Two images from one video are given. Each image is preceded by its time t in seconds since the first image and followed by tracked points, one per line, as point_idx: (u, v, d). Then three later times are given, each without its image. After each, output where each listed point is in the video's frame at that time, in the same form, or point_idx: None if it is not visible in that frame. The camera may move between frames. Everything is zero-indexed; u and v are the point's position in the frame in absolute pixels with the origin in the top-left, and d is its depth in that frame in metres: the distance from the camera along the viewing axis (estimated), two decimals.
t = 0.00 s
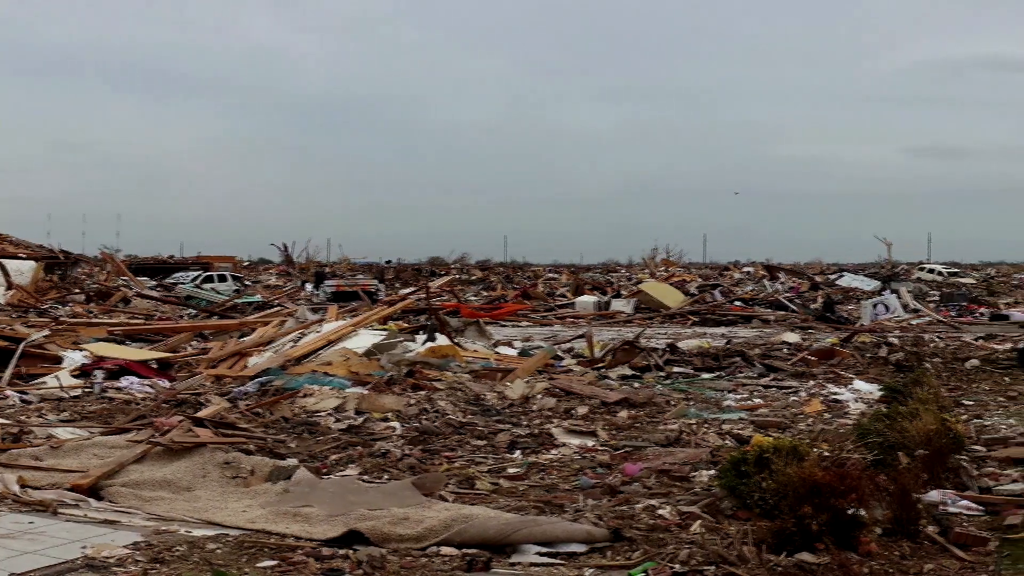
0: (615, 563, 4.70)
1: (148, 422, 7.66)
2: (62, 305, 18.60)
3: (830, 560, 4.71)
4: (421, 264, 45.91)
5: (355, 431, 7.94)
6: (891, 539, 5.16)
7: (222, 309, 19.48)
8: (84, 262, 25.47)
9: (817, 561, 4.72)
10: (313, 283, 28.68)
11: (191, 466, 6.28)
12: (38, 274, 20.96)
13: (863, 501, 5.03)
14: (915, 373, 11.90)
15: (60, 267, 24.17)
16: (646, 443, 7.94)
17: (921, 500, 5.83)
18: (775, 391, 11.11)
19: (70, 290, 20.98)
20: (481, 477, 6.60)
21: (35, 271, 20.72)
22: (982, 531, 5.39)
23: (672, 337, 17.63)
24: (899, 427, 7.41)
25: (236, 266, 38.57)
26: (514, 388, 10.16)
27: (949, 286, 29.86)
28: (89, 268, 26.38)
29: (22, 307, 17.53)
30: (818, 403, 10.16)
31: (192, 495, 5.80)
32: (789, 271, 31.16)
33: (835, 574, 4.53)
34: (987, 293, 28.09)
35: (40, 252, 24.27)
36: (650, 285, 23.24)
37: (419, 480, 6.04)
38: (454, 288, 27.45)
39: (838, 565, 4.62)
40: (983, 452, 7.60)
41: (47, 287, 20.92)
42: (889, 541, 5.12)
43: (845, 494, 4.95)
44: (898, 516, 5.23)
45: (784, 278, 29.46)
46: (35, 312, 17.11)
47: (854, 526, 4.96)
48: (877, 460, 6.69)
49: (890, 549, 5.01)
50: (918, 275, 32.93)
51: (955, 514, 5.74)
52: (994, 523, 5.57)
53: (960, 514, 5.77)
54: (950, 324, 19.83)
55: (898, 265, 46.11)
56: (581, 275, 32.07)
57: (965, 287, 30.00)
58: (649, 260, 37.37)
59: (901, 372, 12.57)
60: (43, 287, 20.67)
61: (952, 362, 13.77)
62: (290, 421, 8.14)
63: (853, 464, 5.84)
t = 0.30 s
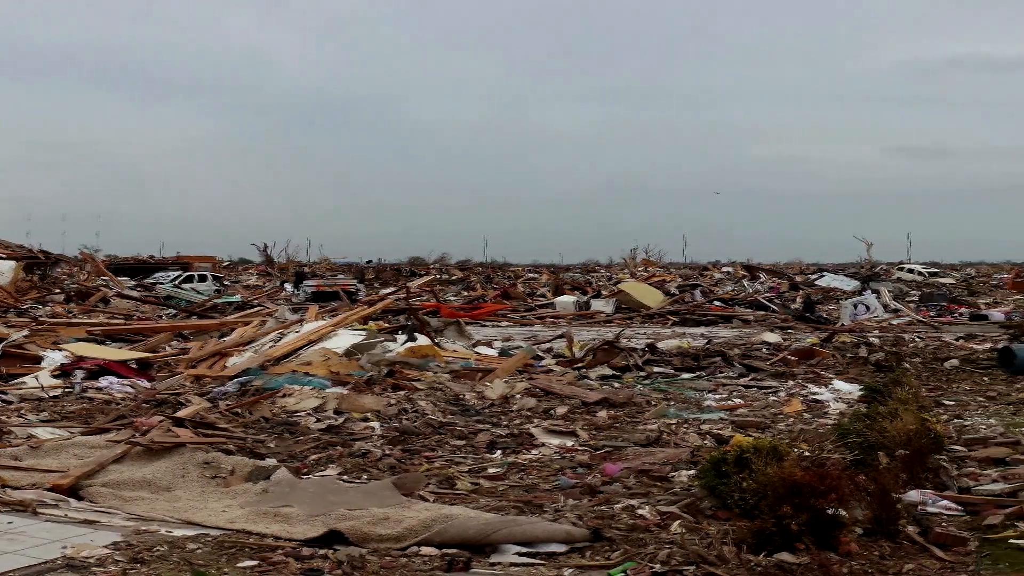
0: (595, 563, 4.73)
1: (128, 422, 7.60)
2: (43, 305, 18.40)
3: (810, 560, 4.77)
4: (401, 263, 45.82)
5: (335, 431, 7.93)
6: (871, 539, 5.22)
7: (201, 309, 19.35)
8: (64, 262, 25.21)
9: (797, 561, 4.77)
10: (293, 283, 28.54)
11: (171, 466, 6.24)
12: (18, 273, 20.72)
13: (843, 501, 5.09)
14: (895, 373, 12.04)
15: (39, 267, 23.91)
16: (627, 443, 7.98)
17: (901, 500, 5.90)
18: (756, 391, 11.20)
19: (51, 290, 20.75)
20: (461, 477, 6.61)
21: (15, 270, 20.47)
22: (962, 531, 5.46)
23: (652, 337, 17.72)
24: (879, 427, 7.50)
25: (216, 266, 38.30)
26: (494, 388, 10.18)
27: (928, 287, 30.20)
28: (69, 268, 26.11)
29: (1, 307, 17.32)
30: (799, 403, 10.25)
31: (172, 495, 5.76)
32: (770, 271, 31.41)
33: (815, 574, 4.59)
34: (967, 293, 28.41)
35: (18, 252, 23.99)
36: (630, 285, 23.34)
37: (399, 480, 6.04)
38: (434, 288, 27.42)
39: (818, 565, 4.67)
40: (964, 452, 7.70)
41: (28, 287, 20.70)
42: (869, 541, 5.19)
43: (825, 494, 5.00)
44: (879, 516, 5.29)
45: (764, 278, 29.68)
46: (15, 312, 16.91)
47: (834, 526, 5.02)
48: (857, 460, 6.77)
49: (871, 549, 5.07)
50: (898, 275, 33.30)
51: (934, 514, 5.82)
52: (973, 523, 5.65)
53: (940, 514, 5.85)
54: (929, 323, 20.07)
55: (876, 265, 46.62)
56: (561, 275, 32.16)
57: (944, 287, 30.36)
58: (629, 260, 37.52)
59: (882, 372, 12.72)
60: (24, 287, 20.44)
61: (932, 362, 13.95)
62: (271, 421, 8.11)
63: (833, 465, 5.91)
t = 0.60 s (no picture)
0: (570, 563, 4.76)
1: (104, 422, 7.53)
2: (17, 305, 18.15)
3: (786, 560, 4.83)
4: (378, 263, 45.68)
5: (311, 431, 7.90)
6: (847, 539, 5.29)
7: (177, 309, 19.18)
8: (39, 262, 24.89)
9: (772, 561, 4.83)
10: (269, 283, 28.34)
11: (147, 466, 6.20)
12: None
13: (818, 501, 5.16)
14: (871, 373, 12.21)
15: (13, 267, 23.58)
16: (603, 443, 8.03)
17: (877, 500, 5.97)
18: (732, 391, 11.31)
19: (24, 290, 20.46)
20: (437, 477, 6.62)
21: None
22: (937, 531, 5.52)
23: (628, 337, 17.82)
24: (854, 427, 7.60)
25: (193, 267, 37.95)
26: (471, 388, 10.19)
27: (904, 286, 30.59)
28: (44, 268, 25.76)
29: None
30: (775, 403, 10.36)
31: (149, 495, 5.73)
32: (746, 271, 31.68)
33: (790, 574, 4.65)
34: (942, 293, 28.79)
35: None
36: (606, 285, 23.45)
37: (376, 480, 6.04)
38: (410, 288, 27.37)
39: (793, 565, 4.74)
40: (939, 451, 7.81)
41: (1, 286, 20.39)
42: (845, 541, 5.26)
43: (800, 495, 5.06)
44: (854, 516, 5.36)
45: (740, 278, 29.92)
46: None
47: (810, 526, 5.08)
48: (833, 460, 6.86)
49: (847, 549, 5.14)
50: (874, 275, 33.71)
51: (910, 514, 5.89)
52: (948, 522, 5.72)
53: (916, 513, 5.93)
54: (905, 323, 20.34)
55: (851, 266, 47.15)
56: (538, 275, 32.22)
57: (920, 287, 30.77)
58: (605, 260, 37.68)
59: (858, 372, 12.88)
60: None
61: (907, 362, 14.15)
62: (247, 421, 8.07)
63: (809, 465, 5.98)
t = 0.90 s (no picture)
0: (543, 563, 4.79)
1: (77, 422, 7.44)
2: None
3: (758, 560, 4.90)
4: (351, 263, 45.48)
5: (284, 431, 7.87)
6: (819, 539, 5.36)
7: (149, 309, 18.96)
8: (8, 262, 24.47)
9: (745, 561, 4.90)
10: (242, 283, 28.10)
11: (119, 466, 6.14)
12: None
13: (788, 500, 5.23)
14: (844, 373, 12.38)
15: None
16: (576, 444, 8.08)
17: (850, 500, 6.04)
18: (704, 391, 11.42)
19: None
20: (409, 477, 6.63)
21: None
22: (911, 531, 5.57)
23: (600, 337, 17.92)
24: (827, 427, 7.71)
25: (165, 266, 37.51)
26: (443, 388, 10.20)
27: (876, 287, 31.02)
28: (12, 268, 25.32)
29: None
30: (748, 403, 10.48)
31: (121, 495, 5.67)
32: (719, 271, 31.96)
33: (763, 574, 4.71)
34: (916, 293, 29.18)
35: None
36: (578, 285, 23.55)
37: (348, 480, 6.04)
38: (382, 288, 27.27)
39: (765, 565, 4.80)
40: (912, 451, 7.94)
41: None
42: (818, 541, 5.33)
43: (771, 495, 5.14)
44: (827, 516, 5.43)
45: (712, 278, 30.18)
46: None
47: (783, 527, 5.15)
48: (808, 461, 6.96)
49: (820, 549, 5.18)
50: (847, 275, 34.16)
51: (883, 514, 5.96)
52: (922, 523, 5.75)
53: (889, 513, 5.99)
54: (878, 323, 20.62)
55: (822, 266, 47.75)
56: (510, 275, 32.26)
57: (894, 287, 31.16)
58: (578, 261, 37.81)
59: (831, 372, 13.06)
60: None
61: (880, 362, 14.36)
62: (220, 421, 8.01)
63: (782, 466, 6.07)
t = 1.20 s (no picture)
0: (511, 563, 4.83)
1: (45, 422, 7.33)
2: None
3: (727, 560, 4.97)
4: (320, 263, 45.20)
5: (252, 431, 7.83)
6: (788, 539, 5.46)
7: (117, 309, 18.69)
8: None
9: (716, 561, 4.97)
10: (210, 283, 27.79)
11: (88, 466, 6.07)
12: None
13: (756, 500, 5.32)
14: (813, 373, 12.58)
15: None
16: (545, 444, 8.13)
17: (820, 500, 6.14)
18: (673, 391, 11.54)
19: None
20: (378, 477, 6.63)
21: None
22: (879, 531, 5.69)
23: (568, 336, 18.01)
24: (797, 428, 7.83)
25: (134, 267, 36.97)
26: (412, 388, 10.20)
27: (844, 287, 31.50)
28: None
29: None
30: (716, 403, 10.61)
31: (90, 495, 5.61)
32: (688, 271, 32.26)
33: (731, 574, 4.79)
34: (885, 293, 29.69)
35: None
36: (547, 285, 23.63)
37: (317, 480, 6.04)
38: (351, 288, 27.14)
39: (734, 565, 4.87)
40: (881, 451, 8.09)
41: None
42: (787, 541, 5.42)
43: (740, 495, 5.22)
44: (797, 516, 5.53)
45: (681, 278, 30.45)
46: None
47: (751, 527, 5.24)
48: (777, 461, 7.06)
49: (788, 549, 5.28)
50: (816, 275, 34.64)
51: (852, 514, 6.07)
52: (889, 523, 5.88)
53: (857, 513, 6.11)
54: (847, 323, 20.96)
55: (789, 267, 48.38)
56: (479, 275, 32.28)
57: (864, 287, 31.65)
58: (547, 261, 37.93)
59: (800, 372, 13.26)
60: None
61: (849, 362, 14.60)
62: (189, 421, 7.95)
63: (751, 465, 6.16)
